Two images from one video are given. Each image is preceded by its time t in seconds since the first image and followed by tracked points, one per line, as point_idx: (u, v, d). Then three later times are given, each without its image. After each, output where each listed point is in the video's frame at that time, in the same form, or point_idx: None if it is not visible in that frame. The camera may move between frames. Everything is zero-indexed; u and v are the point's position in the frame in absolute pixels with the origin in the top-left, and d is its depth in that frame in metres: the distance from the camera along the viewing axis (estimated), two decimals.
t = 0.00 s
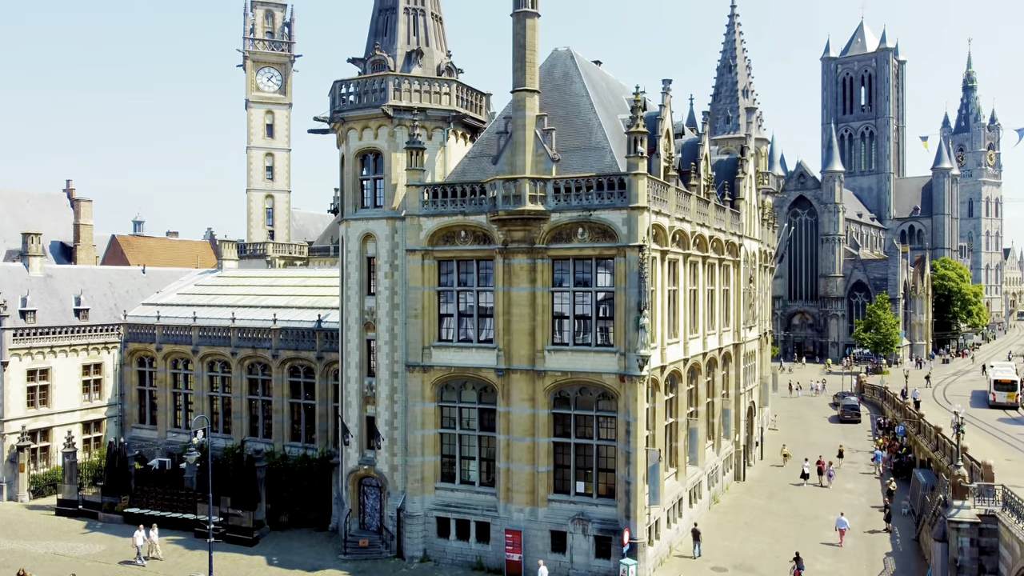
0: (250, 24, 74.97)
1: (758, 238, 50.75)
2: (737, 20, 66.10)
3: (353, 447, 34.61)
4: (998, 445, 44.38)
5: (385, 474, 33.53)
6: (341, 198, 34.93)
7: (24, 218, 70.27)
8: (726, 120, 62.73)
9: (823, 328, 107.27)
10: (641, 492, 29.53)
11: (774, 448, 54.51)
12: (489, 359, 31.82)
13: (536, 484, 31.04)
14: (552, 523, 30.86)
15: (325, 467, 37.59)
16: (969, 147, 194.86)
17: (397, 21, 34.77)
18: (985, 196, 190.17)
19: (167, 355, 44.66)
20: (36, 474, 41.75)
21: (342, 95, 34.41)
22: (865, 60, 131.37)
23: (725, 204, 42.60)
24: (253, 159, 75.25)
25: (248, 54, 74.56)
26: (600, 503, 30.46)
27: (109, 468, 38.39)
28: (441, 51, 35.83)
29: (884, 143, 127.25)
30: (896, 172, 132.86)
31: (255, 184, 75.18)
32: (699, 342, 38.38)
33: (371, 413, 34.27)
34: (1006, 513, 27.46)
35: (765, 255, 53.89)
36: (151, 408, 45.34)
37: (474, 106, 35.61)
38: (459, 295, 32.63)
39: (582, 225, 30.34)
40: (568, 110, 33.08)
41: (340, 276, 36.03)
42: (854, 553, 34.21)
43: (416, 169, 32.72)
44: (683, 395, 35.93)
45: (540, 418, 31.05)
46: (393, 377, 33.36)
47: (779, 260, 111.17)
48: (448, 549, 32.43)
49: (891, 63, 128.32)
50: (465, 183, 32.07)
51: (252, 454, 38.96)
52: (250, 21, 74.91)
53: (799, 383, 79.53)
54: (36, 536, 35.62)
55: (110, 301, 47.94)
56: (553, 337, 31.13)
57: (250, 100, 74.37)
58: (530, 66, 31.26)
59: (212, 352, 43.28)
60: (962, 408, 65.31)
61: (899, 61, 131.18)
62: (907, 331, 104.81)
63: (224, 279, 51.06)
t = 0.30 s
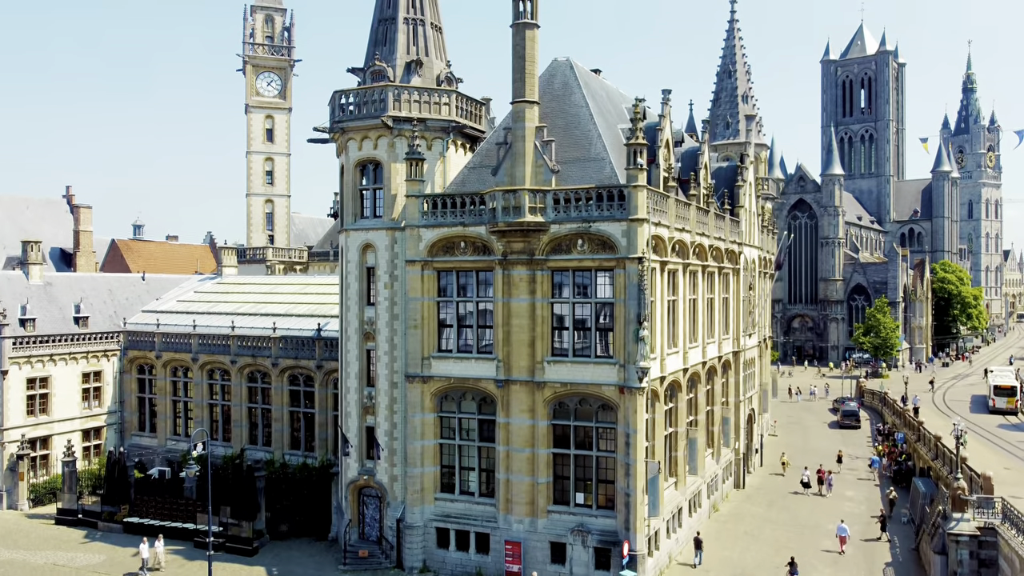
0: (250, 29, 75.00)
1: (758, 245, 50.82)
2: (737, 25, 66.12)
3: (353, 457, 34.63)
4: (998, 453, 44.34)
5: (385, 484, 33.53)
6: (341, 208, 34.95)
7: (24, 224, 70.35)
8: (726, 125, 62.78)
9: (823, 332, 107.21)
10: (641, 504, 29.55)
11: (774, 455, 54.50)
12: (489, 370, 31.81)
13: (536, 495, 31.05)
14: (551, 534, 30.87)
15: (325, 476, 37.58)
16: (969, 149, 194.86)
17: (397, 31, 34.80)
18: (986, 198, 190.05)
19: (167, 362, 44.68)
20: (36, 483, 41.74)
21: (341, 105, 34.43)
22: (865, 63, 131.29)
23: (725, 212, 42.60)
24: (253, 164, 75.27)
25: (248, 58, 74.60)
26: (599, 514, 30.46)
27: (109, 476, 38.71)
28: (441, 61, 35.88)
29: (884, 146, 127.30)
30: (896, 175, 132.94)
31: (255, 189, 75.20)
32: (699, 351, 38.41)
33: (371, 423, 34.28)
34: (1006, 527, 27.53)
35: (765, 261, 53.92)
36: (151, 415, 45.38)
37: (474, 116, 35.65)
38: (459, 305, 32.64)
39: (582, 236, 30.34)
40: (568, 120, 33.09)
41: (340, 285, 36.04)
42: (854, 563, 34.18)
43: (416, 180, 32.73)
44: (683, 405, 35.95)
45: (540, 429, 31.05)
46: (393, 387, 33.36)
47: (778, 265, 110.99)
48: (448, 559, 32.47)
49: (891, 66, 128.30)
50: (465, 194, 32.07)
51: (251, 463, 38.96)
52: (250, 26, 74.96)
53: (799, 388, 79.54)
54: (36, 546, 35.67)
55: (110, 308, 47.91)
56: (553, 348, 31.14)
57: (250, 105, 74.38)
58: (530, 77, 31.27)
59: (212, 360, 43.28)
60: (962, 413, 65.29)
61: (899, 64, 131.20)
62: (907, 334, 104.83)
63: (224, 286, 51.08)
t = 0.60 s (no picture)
0: (250, 33, 75.01)
1: (758, 252, 50.84)
2: (737, 31, 66.12)
3: (353, 467, 34.63)
4: (998, 460, 44.38)
5: (385, 493, 33.53)
6: (341, 217, 34.97)
7: (23, 230, 70.34)
8: (726, 130, 62.78)
9: (823, 335, 107.16)
10: (641, 514, 29.54)
11: (774, 461, 54.52)
12: (489, 380, 31.80)
13: (536, 505, 31.06)
14: (552, 545, 30.87)
15: (325, 484, 37.63)
16: (969, 150, 194.84)
17: (397, 40, 34.80)
18: (986, 199, 189.92)
19: (167, 369, 44.71)
20: (36, 490, 41.71)
21: (341, 115, 34.44)
22: (865, 65, 131.12)
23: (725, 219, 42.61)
24: (253, 169, 75.27)
25: (248, 63, 74.61)
26: (599, 524, 30.46)
27: (109, 485, 38.79)
28: (441, 70, 35.90)
29: (884, 148, 127.31)
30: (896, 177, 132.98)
31: (255, 194, 75.16)
32: (699, 360, 38.45)
33: (371, 433, 34.28)
34: (1006, 539, 27.61)
35: (765, 267, 53.94)
36: (151, 422, 45.40)
37: (474, 125, 35.69)
38: (459, 315, 32.66)
39: (582, 247, 30.35)
40: (568, 130, 33.08)
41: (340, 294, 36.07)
42: (854, 571, 34.22)
43: (416, 190, 32.74)
44: (683, 413, 35.97)
45: (540, 440, 31.05)
46: (393, 397, 33.35)
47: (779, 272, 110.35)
48: (448, 569, 32.52)
49: (891, 68, 128.28)
50: (465, 204, 32.06)
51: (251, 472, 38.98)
52: (250, 30, 74.95)
53: (799, 392, 79.53)
54: (36, 555, 35.68)
55: (110, 315, 47.90)
56: (553, 359, 31.15)
57: (250, 109, 74.36)
58: (530, 88, 31.28)
59: (212, 367, 43.29)
60: (962, 418, 65.29)
61: (898, 66, 131.21)
62: (907, 337, 104.83)
63: (224, 292, 51.11)
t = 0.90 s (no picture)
0: (250, 37, 75.02)
1: (758, 258, 50.84)
2: (737, 35, 66.14)
3: (353, 476, 34.64)
4: (997, 467, 44.41)
5: (385, 503, 33.52)
6: (341, 226, 34.98)
7: (23, 236, 70.32)
8: (726, 135, 62.78)
9: (823, 339, 107.18)
10: (641, 525, 29.52)
11: (774, 467, 54.52)
12: (489, 390, 31.81)
13: (536, 515, 31.06)
14: (551, 555, 30.88)
15: (325, 492, 37.66)
16: (969, 152, 194.84)
17: (397, 49, 34.80)
18: (986, 201, 189.83)
19: (167, 377, 44.73)
20: (36, 498, 41.66)
21: (341, 124, 34.44)
22: (865, 68, 131.13)
23: (725, 227, 42.62)
24: (253, 173, 75.26)
25: (248, 67, 74.62)
26: (599, 535, 30.47)
27: (109, 494, 38.33)
28: (441, 79, 35.90)
29: (884, 151, 127.33)
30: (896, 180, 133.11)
31: (255, 198, 75.16)
32: (699, 368, 38.46)
33: (371, 442, 34.27)
34: (1006, 551, 27.75)
35: (765, 273, 53.92)
36: (151, 429, 45.45)
37: (474, 134, 35.69)
38: (459, 324, 32.67)
39: (582, 257, 30.36)
40: (568, 139, 33.11)
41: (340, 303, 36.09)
42: None
43: (416, 200, 32.75)
44: (683, 422, 35.96)
45: (540, 450, 31.07)
46: (393, 407, 33.34)
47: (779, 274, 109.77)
48: None
49: (891, 71, 128.27)
50: (465, 214, 32.08)
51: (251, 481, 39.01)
52: (250, 35, 74.97)
53: (800, 396, 79.55)
54: (37, 565, 35.68)
55: (109, 322, 47.87)
56: (553, 369, 31.18)
57: (250, 113, 74.35)
58: (530, 98, 31.30)
59: (212, 375, 43.31)
60: (962, 422, 65.33)
61: (898, 68, 131.21)
62: (907, 340, 104.86)
63: (224, 299, 51.13)
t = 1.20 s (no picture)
0: (250, 41, 74.98)
1: (759, 264, 50.76)
2: (737, 40, 66.12)
3: (354, 485, 34.64)
4: (998, 474, 44.37)
5: (385, 512, 33.52)
6: (342, 236, 35.00)
7: (23, 241, 70.32)
8: (726, 140, 62.78)
9: (823, 342, 107.25)
10: (641, 536, 29.51)
11: (774, 473, 54.50)
12: (489, 400, 31.81)
13: (536, 525, 31.07)
14: (552, 565, 30.88)
15: (325, 500, 37.66)
16: (969, 153, 194.75)
17: (397, 58, 34.79)
18: (986, 202, 189.69)
19: (167, 384, 44.74)
20: (36, 506, 41.60)
21: (342, 133, 34.44)
22: (865, 70, 131.14)
23: (725, 235, 42.59)
24: (253, 177, 75.23)
25: (248, 71, 74.63)
26: (600, 545, 30.48)
27: (109, 502, 38.88)
28: (441, 88, 35.88)
29: (884, 153, 127.32)
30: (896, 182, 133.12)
31: (255, 202, 75.12)
32: (699, 377, 38.43)
33: (371, 451, 34.27)
34: (1006, 563, 27.90)
35: (765, 279, 53.88)
36: (151, 436, 45.49)
37: (474, 143, 35.68)
38: (459, 334, 32.68)
39: (582, 268, 30.36)
40: (568, 149, 33.11)
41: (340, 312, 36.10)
42: None
43: (416, 210, 32.75)
44: (683, 431, 35.91)
45: (540, 460, 31.07)
46: (393, 416, 33.35)
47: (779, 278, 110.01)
48: None
49: (890, 73, 128.26)
50: (465, 224, 32.06)
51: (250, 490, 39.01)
52: (250, 39, 74.96)
53: (800, 400, 79.54)
54: (36, 573, 35.68)
55: (110, 329, 47.85)
56: (553, 379, 31.17)
57: (250, 117, 74.32)
58: (530, 108, 31.30)
59: (212, 382, 43.31)
60: (962, 427, 65.30)
61: (898, 71, 131.20)
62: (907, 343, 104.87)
63: (224, 305, 51.12)
